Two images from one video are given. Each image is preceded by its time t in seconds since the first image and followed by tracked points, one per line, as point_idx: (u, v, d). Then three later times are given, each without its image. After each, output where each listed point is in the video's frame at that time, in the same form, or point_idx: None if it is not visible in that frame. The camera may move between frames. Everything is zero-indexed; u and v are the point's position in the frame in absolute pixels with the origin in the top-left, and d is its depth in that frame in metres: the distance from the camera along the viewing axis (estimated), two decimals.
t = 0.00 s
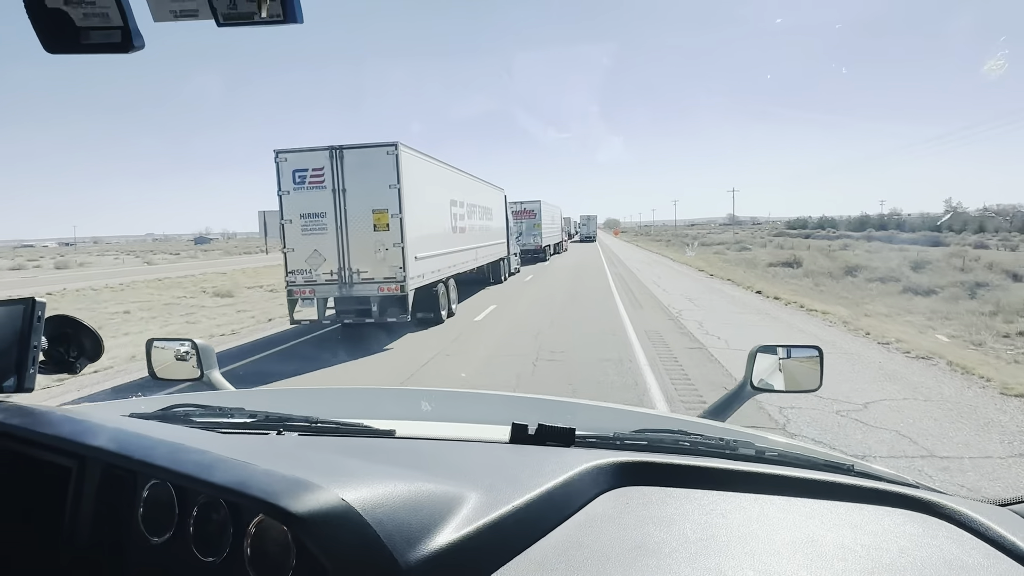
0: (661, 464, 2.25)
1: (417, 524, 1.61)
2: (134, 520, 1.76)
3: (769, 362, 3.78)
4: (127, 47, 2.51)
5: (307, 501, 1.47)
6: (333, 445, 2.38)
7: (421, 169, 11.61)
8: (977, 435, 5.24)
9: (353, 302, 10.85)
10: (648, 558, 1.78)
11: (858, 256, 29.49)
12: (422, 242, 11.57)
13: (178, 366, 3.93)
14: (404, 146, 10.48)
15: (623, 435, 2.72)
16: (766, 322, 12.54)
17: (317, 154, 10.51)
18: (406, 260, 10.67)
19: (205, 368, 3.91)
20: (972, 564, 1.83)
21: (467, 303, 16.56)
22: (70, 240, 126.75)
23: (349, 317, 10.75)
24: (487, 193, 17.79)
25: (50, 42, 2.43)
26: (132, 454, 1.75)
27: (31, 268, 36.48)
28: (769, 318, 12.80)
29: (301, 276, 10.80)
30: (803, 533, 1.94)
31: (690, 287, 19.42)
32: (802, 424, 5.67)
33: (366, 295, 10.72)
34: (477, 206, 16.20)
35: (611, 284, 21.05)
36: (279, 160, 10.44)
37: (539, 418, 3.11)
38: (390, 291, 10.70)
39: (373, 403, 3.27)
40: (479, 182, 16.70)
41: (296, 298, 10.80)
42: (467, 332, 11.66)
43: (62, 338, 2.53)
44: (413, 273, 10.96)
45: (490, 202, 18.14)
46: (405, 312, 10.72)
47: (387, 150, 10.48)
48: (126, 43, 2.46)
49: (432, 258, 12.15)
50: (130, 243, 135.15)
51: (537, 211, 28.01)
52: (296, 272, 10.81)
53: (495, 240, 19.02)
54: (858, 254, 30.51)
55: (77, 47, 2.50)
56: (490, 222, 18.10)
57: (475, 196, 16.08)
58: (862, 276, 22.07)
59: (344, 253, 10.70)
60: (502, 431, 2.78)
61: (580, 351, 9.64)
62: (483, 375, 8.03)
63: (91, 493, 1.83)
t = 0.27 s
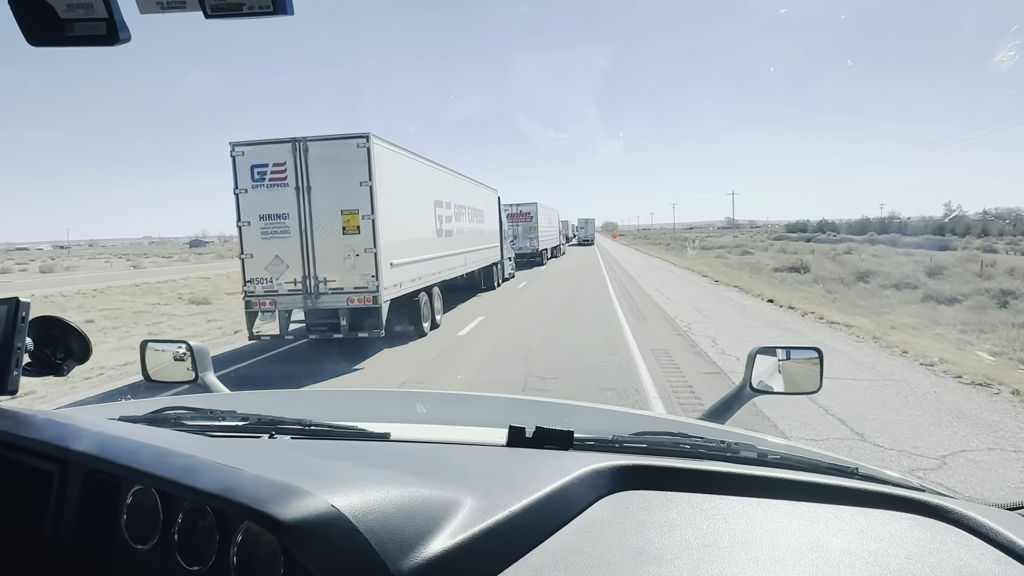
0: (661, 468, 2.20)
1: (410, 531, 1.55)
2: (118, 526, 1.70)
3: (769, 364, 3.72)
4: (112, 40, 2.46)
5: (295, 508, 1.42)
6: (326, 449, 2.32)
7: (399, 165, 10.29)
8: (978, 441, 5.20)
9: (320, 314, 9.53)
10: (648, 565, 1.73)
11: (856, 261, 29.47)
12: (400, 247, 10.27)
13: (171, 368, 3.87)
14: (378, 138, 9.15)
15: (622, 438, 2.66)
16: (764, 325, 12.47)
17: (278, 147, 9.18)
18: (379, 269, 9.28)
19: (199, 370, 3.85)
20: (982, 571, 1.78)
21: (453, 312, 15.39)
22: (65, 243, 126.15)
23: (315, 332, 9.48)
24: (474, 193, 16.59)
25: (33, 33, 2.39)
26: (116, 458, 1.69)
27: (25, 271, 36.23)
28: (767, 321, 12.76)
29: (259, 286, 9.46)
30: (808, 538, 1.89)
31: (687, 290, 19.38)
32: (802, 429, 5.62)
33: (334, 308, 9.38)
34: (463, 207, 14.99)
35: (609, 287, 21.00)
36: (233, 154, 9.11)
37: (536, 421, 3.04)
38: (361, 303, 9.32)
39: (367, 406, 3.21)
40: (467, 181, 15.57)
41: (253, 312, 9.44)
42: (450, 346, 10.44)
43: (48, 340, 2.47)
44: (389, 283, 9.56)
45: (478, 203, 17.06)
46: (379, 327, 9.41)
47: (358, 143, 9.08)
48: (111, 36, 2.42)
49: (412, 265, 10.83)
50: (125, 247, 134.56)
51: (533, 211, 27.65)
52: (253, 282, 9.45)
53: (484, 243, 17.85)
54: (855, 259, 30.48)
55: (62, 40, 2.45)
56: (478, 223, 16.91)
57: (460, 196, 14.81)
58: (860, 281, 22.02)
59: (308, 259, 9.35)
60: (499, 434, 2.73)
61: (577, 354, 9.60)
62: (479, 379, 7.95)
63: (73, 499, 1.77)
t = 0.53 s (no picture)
0: (661, 468, 2.19)
1: (409, 530, 1.54)
2: (114, 526, 1.69)
3: (766, 365, 3.70)
4: (109, 37, 2.44)
5: (292, 506, 1.41)
6: (323, 449, 2.31)
7: (371, 159, 9.52)
8: (977, 444, 5.18)
9: (282, 327, 8.77)
10: (648, 565, 1.72)
11: (854, 265, 29.46)
12: (372, 249, 9.48)
13: (168, 369, 3.85)
14: (345, 126, 8.48)
15: (621, 438, 2.65)
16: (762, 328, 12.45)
17: (233, 140, 8.45)
18: (346, 273, 8.54)
19: (197, 372, 3.84)
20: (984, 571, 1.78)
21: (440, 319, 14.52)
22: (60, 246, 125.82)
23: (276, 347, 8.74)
24: (462, 193, 15.65)
25: (31, 32, 2.38)
26: (112, 457, 1.68)
27: (21, 274, 36.10)
28: (765, 325, 12.75)
29: (212, 295, 8.70)
30: (808, 538, 1.88)
31: (686, 293, 19.38)
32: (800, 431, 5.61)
33: (296, 320, 8.66)
34: (448, 208, 14.05)
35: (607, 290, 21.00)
36: (181, 146, 8.36)
37: (535, 422, 3.03)
38: (326, 315, 8.62)
39: (365, 406, 3.20)
40: (454, 179, 14.62)
41: (206, 324, 8.69)
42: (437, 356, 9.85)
43: (46, 340, 2.45)
44: (358, 291, 8.84)
45: (467, 203, 16.14)
46: (347, 344, 8.68)
47: (322, 132, 8.37)
48: (108, 32, 2.40)
49: (386, 270, 10.00)
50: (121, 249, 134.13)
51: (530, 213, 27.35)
52: (205, 290, 8.68)
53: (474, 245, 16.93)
54: (853, 264, 30.48)
55: (59, 38, 2.44)
56: (467, 225, 15.98)
57: (445, 195, 13.86)
58: (858, 286, 22.02)
59: (268, 266, 8.63)
60: (498, 434, 2.71)
61: (575, 356, 9.59)
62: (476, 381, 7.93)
63: (70, 498, 1.75)
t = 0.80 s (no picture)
0: (661, 476, 2.20)
1: (409, 541, 1.55)
2: (115, 535, 1.70)
3: (766, 371, 3.73)
4: (113, 48, 2.46)
5: (293, 518, 1.41)
6: (323, 457, 2.31)
7: (340, 152, 8.53)
8: (977, 451, 5.19)
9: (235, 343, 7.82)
10: None
11: (854, 269, 29.42)
12: (340, 255, 8.47)
13: (169, 374, 3.86)
14: (307, 113, 7.54)
15: (621, 446, 2.65)
16: (762, 333, 12.44)
17: (178, 130, 7.52)
18: (305, 281, 7.56)
19: (197, 376, 3.85)
20: None
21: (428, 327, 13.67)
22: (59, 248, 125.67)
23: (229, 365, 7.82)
24: (451, 194, 14.65)
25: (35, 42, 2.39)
26: (113, 467, 1.68)
27: (17, 277, 35.96)
28: (765, 329, 12.75)
29: (153, 306, 7.70)
30: (807, 549, 1.88)
31: (686, 297, 19.38)
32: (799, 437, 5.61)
33: (248, 335, 7.66)
34: (436, 210, 13.04)
35: (606, 295, 21.01)
36: (117, 136, 7.39)
37: (535, 429, 3.03)
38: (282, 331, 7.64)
39: (365, 413, 3.21)
40: (441, 180, 13.60)
41: (146, 340, 7.70)
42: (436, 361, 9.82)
43: (46, 347, 2.46)
44: (320, 302, 7.86)
45: (458, 205, 15.16)
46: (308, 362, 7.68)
47: (278, 119, 7.40)
48: (112, 43, 2.42)
49: (357, 278, 8.94)
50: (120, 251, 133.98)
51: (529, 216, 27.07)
52: (145, 301, 7.67)
53: (466, 250, 15.99)
54: (853, 267, 30.45)
55: (63, 48, 2.45)
56: (457, 229, 14.97)
57: (432, 197, 12.84)
58: (858, 290, 22.01)
59: (218, 274, 7.66)
60: (497, 442, 2.72)
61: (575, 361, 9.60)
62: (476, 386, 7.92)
63: (70, 508, 1.76)
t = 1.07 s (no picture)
0: (666, 471, 2.19)
1: (416, 532, 1.55)
2: (121, 527, 1.70)
3: (767, 372, 3.73)
4: (120, 40, 2.46)
5: (301, 508, 1.41)
6: (328, 451, 2.31)
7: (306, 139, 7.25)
8: (979, 450, 5.19)
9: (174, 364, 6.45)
10: (653, 569, 1.72)
11: (855, 269, 29.29)
12: (305, 259, 7.16)
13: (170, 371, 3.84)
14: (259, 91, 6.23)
15: (625, 442, 2.65)
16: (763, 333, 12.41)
17: (105, 109, 6.15)
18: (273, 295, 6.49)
19: (199, 374, 3.83)
20: None
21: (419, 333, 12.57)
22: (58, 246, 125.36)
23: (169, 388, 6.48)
24: (446, 193, 13.51)
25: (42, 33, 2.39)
26: (119, 458, 1.68)
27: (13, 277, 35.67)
28: (766, 330, 12.71)
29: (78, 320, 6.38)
30: (813, 543, 1.88)
31: (686, 298, 19.36)
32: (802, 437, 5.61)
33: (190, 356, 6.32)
34: (427, 208, 11.88)
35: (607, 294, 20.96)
36: (31, 115, 6.05)
37: (539, 426, 3.03)
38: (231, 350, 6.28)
39: (369, 408, 3.21)
40: (434, 177, 12.50)
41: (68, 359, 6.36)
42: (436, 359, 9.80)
43: (51, 340, 2.46)
44: (277, 316, 6.51)
45: (453, 202, 14.03)
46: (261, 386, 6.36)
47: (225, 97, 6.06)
48: (119, 35, 2.41)
49: (328, 285, 7.65)
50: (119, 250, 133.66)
51: (525, 214, 26.50)
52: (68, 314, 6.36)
53: (461, 253, 14.87)
54: (854, 267, 30.33)
55: (70, 40, 2.45)
56: (451, 231, 13.90)
57: (424, 195, 11.71)
58: (861, 289, 21.92)
59: (153, 282, 6.31)
60: (501, 437, 2.72)
61: (576, 359, 9.59)
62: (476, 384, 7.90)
63: (75, 499, 1.76)
